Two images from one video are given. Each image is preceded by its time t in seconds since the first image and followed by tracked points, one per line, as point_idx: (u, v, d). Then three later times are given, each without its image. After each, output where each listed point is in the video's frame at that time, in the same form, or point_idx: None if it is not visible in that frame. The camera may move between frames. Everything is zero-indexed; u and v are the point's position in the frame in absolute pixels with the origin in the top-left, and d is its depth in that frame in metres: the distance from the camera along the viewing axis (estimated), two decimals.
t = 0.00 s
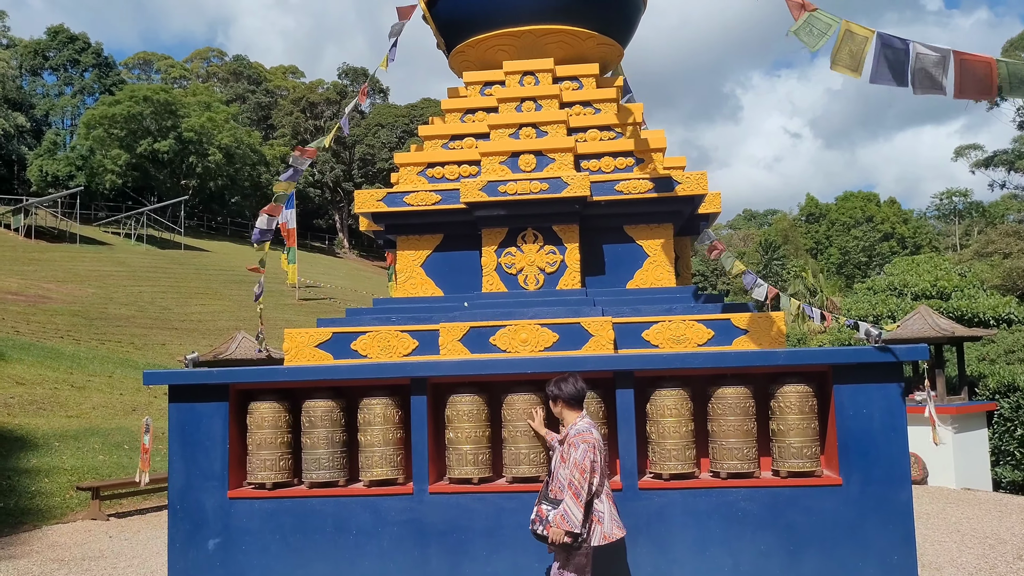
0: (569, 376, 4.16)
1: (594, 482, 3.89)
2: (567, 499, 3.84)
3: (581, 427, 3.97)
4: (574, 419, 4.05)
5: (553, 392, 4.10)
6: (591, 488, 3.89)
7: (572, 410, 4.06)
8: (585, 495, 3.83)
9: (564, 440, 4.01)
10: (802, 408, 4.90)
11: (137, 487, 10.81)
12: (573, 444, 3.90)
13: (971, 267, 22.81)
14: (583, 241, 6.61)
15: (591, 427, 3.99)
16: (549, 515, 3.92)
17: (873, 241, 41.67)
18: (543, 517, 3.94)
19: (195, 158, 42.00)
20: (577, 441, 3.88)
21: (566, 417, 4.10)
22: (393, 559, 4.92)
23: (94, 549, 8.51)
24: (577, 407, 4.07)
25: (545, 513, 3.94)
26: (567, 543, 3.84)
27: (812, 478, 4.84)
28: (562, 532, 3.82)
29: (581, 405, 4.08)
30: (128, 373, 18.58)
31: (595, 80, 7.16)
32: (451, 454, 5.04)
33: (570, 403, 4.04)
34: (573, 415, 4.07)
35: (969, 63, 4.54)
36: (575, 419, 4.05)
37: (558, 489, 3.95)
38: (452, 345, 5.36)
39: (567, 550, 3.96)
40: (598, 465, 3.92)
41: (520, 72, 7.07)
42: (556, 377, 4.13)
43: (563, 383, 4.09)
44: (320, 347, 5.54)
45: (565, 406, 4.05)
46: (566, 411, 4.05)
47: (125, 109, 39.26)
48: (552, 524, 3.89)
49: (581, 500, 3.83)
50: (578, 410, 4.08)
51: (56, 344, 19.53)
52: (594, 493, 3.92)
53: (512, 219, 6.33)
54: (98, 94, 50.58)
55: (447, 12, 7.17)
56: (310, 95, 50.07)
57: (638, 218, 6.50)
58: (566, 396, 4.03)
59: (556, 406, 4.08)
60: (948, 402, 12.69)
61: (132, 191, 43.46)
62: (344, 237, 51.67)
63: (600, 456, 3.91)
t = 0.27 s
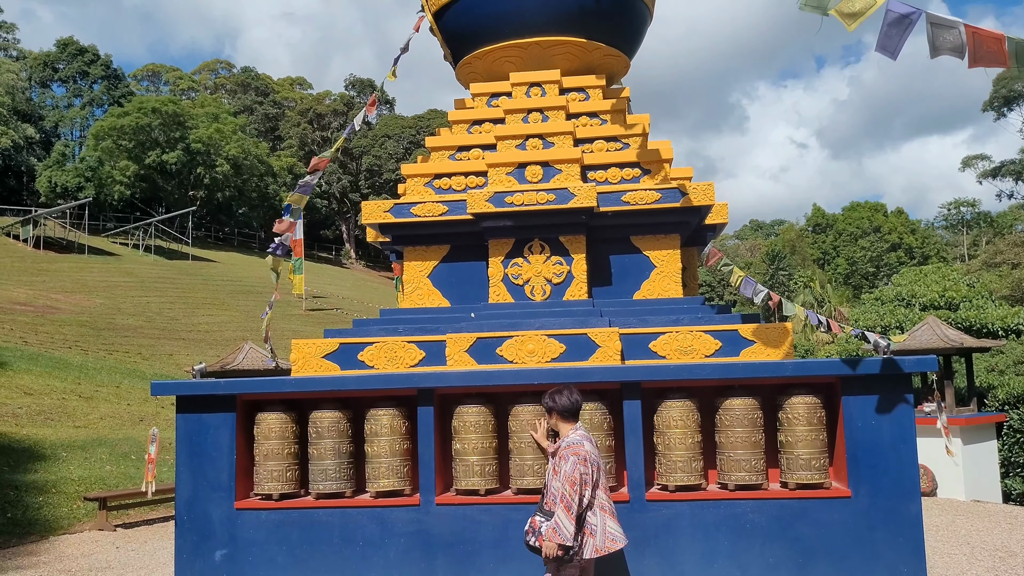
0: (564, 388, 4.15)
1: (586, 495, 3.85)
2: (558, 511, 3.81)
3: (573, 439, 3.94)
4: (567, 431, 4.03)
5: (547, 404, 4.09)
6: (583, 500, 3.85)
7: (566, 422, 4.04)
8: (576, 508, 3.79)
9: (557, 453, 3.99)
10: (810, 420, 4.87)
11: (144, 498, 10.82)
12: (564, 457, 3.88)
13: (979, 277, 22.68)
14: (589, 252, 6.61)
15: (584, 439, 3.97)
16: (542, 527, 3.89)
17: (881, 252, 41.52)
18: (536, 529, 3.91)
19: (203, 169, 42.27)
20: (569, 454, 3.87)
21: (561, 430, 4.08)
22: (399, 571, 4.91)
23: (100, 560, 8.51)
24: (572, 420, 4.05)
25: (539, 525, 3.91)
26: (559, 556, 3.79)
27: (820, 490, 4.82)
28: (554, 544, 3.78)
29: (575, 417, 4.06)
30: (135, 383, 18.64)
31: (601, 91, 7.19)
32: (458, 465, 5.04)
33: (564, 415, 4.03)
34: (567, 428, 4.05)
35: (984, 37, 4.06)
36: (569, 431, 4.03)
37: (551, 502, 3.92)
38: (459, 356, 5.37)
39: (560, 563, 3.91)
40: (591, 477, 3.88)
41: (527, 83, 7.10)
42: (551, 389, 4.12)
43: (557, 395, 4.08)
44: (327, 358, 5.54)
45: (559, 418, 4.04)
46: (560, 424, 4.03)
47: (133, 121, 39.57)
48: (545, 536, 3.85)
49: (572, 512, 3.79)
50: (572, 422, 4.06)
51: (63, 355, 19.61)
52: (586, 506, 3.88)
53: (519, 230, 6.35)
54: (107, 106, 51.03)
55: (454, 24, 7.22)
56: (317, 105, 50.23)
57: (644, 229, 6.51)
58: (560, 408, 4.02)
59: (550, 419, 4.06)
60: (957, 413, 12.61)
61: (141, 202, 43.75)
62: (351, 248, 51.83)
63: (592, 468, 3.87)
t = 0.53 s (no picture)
0: (554, 401, 3.86)
1: (565, 514, 3.61)
2: (534, 528, 3.61)
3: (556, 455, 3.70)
4: (553, 447, 3.78)
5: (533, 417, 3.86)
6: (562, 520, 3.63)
7: (553, 438, 3.77)
8: (553, 526, 3.57)
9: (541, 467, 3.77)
10: (812, 434, 4.87)
11: (144, 511, 10.79)
12: (544, 472, 3.66)
13: (980, 290, 22.69)
14: (590, 266, 6.64)
15: (569, 456, 3.71)
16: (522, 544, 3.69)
17: (881, 265, 41.55)
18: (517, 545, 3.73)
19: (205, 183, 42.41)
20: (547, 470, 3.64)
21: (548, 444, 3.84)
22: None
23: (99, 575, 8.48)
24: (560, 435, 3.78)
25: (520, 542, 3.72)
26: None
27: (823, 505, 4.81)
28: (529, 563, 3.58)
29: (564, 432, 3.78)
30: (136, 397, 18.62)
31: (602, 106, 7.24)
32: (459, 480, 5.03)
33: (551, 430, 3.75)
34: (554, 442, 3.81)
35: None
36: (555, 447, 3.77)
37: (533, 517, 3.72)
38: (460, 370, 5.37)
39: None
40: (572, 496, 3.64)
41: (528, 98, 7.15)
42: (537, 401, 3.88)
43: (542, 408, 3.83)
44: (329, 372, 5.55)
45: (545, 434, 3.77)
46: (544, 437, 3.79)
47: (135, 135, 39.76)
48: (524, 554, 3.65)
49: (548, 530, 3.57)
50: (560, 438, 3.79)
51: (64, 368, 19.61)
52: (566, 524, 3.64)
53: (520, 244, 6.37)
54: (108, 119, 51.27)
55: (455, 40, 7.29)
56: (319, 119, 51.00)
57: (646, 244, 6.53)
58: (544, 423, 3.75)
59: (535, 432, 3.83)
60: (959, 427, 12.58)
61: (142, 216, 43.88)
62: (352, 261, 51.92)
63: (573, 488, 3.63)
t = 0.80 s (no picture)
0: (533, 415, 3.93)
1: (541, 527, 3.67)
2: (509, 542, 3.64)
3: (534, 469, 3.76)
4: (531, 460, 3.84)
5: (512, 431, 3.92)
6: (537, 533, 3.67)
7: (531, 451, 3.84)
8: (527, 539, 3.62)
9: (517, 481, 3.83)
10: (811, 447, 4.86)
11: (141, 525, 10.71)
12: (521, 486, 3.72)
13: (978, 302, 22.71)
14: (589, 278, 6.65)
15: (547, 469, 3.78)
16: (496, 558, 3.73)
17: (878, 277, 41.60)
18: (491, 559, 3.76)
19: (203, 196, 42.48)
20: (525, 483, 3.70)
21: (525, 458, 3.90)
22: None
23: None
24: (537, 449, 3.85)
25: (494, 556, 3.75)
26: None
27: (821, 518, 4.80)
28: None
29: (541, 446, 3.85)
30: (133, 409, 18.55)
31: (600, 119, 7.28)
32: (457, 492, 5.01)
33: (529, 443, 3.81)
34: (531, 456, 3.87)
35: None
36: (533, 460, 3.84)
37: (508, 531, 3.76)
38: (458, 382, 5.37)
39: None
40: (548, 510, 3.69)
41: (526, 111, 7.20)
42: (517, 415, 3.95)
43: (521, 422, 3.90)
44: (326, 384, 5.54)
45: (523, 446, 3.84)
46: (522, 452, 3.85)
47: (134, 146, 39.86)
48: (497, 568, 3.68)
49: (523, 544, 3.61)
50: (538, 451, 3.86)
51: (61, 381, 19.54)
52: (541, 537, 3.68)
53: (518, 256, 6.38)
54: (107, 131, 51.39)
55: (454, 54, 7.34)
56: (318, 131, 51.29)
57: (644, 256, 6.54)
58: (523, 436, 3.81)
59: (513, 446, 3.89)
60: (957, 439, 12.57)
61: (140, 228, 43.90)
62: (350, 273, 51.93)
63: (550, 500, 3.69)
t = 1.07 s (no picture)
0: (522, 426, 3.93)
1: (529, 540, 3.68)
2: (497, 555, 3.65)
3: (522, 481, 3.77)
4: (519, 472, 3.84)
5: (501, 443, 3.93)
6: (526, 545, 3.68)
7: (519, 462, 3.84)
8: (515, 552, 3.63)
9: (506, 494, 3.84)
10: (815, 458, 4.84)
11: (143, 537, 10.65)
12: (510, 498, 3.73)
13: (981, 312, 22.66)
14: (592, 289, 6.65)
15: (536, 481, 3.79)
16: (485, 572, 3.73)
17: (881, 288, 41.53)
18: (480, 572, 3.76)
19: (206, 207, 42.66)
20: (514, 495, 3.71)
21: (514, 470, 3.91)
22: None
23: None
24: (526, 461, 3.85)
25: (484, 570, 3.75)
26: None
27: (826, 530, 4.78)
28: None
29: (530, 457, 3.85)
30: (135, 421, 18.54)
31: (602, 130, 7.31)
32: (460, 505, 5.00)
33: (517, 454, 3.82)
34: (520, 469, 3.88)
35: None
36: (521, 472, 3.84)
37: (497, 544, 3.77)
38: (461, 394, 5.36)
39: None
40: (537, 522, 3.70)
41: (529, 122, 7.23)
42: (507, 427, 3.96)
43: (510, 434, 3.92)
44: (329, 396, 5.54)
45: (511, 458, 3.84)
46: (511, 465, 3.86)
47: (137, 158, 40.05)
48: None
49: (511, 558, 3.63)
50: (527, 463, 3.86)
51: (64, 392, 19.56)
52: (531, 550, 3.69)
53: (521, 268, 6.39)
54: (111, 143, 51.66)
55: (457, 66, 7.40)
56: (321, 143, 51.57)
57: (647, 267, 6.55)
58: (512, 448, 3.81)
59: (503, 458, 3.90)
60: (962, 450, 12.52)
61: (143, 239, 44.05)
62: (353, 284, 51.98)
63: (539, 512, 3.71)
